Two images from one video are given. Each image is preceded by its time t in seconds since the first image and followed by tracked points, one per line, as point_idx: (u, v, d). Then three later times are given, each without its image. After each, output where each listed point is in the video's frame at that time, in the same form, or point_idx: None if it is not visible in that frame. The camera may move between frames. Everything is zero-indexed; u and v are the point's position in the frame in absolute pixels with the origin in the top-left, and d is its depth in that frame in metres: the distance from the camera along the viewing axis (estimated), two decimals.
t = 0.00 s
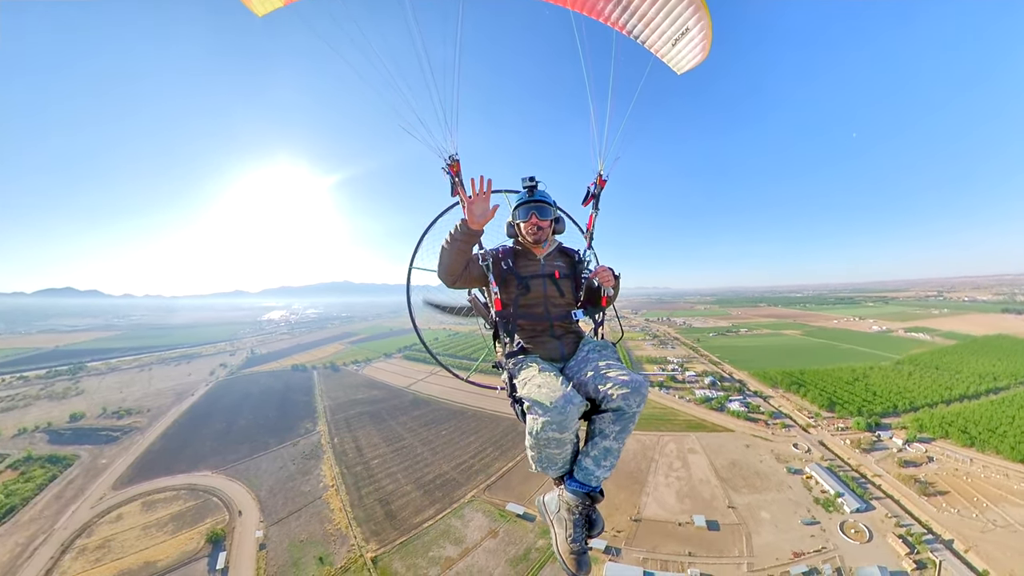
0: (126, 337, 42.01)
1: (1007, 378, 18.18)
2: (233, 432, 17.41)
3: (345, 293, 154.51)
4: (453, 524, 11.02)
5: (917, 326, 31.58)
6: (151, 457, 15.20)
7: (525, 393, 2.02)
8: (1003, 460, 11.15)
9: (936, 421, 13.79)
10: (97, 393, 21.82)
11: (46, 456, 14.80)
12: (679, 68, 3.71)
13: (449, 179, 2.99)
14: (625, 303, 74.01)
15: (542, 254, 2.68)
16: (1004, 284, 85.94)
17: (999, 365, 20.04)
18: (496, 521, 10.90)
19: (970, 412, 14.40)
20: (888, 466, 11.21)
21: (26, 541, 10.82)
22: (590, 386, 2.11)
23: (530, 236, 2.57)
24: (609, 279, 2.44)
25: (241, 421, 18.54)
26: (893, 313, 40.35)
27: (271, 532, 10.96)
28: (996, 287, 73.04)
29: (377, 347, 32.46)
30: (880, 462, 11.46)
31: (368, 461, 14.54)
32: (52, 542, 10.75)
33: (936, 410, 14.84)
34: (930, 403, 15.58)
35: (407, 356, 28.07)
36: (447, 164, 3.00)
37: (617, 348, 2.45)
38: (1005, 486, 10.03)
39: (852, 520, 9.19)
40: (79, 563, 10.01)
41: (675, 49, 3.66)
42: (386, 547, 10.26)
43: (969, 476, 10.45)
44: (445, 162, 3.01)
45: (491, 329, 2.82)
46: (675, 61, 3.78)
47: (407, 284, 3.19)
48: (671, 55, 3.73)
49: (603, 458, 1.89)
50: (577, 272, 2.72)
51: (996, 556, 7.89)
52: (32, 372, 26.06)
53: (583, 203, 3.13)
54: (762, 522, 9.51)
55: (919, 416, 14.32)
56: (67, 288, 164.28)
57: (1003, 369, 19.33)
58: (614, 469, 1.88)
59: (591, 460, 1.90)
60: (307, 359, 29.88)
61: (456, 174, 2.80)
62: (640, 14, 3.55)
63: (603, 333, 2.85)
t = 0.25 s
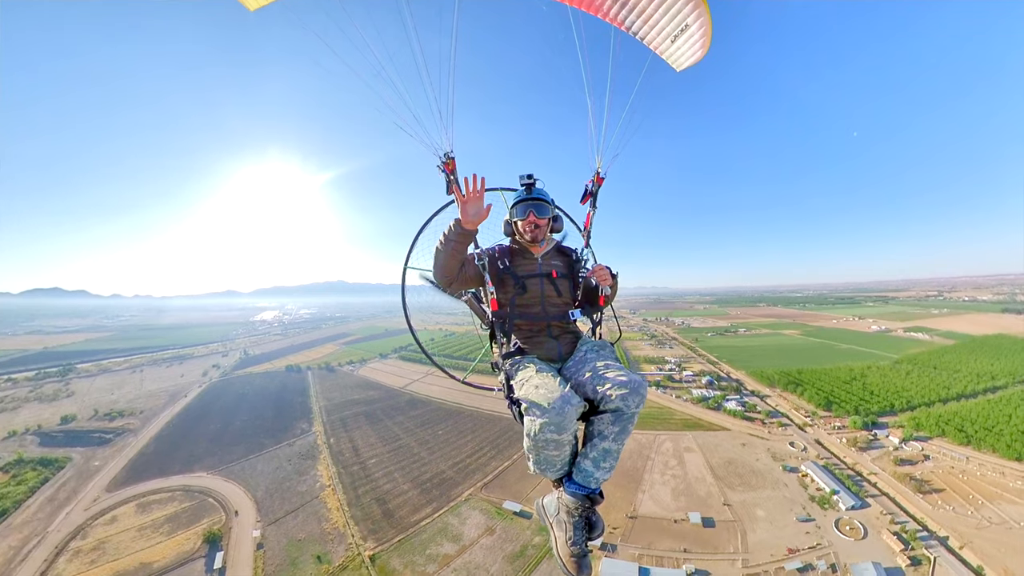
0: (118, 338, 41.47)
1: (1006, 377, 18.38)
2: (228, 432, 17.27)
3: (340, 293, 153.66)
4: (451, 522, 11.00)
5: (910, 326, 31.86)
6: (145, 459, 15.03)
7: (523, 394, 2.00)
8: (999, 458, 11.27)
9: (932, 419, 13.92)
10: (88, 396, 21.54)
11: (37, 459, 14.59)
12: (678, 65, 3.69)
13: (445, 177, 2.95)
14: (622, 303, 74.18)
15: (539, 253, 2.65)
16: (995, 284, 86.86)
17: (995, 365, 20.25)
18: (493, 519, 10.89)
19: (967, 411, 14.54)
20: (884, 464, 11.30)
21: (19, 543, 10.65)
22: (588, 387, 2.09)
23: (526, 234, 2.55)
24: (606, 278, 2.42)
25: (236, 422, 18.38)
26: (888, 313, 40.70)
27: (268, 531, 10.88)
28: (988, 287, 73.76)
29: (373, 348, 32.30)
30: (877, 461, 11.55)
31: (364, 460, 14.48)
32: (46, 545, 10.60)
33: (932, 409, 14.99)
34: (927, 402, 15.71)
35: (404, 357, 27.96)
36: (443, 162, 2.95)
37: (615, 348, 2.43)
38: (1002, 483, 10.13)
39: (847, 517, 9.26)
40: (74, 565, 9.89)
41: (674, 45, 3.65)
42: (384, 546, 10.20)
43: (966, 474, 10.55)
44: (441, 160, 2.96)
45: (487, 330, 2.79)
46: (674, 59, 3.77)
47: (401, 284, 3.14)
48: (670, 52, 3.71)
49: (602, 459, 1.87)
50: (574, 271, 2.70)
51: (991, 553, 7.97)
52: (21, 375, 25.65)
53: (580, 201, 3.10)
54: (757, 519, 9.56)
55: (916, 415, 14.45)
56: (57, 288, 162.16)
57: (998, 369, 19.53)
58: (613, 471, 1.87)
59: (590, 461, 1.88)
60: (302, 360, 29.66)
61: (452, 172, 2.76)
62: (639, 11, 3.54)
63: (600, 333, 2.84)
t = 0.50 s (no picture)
0: (110, 340, 41.04)
1: (1004, 376, 18.55)
2: (224, 434, 17.14)
3: (335, 293, 152.82)
4: (448, 520, 10.98)
5: (905, 326, 32.13)
6: (140, 461, 14.89)
7: (520, 397, 1.98)
8: (995, 456, 11.38)
9: (929, 418, 14.04)
10: (80, 398, 21.30)
11: (30, 462, 14.42)
12: (677, 64, 3.67)
13: (441, 177, 2.93)
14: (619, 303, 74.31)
15: (537, 255, 2.63)
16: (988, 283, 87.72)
17: (992, 364, 20.42)
18: (490, 517, 10.89)
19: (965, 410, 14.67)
20: (880, 463, 11.38)
21: (13, 547, 10.52)
22: (586, 389, 2.08)
23: (524, 236, 2.52)
24: (604, 279, 2.40)
25: (232, 423, 18.24)
26: (884, 313, 40.97)
27: (266, 531, 10.81)
28: (981, 287, 74.40)
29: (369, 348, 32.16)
30: (873, 459, 11.63)
31: (362, 460, 14.42)
32: (42, 548, 10.49)
33: (930, 408, 15.12)
34: (925, 402, 15.84)
35: (400, 357, 27.88)
36: (439, 161, 2.94)
37: (612, 350, 2.42)
38: (997, 481, 10.22)
39: (842, 515, 9.33)
40: (70, 568, 9.79)
41: (672, 43, 3.63)
42: (382, 543, 10.17)
43: (961, 472, 10.65)
44: (437, 159, 2.94)
45: (484, 331, 2.76)
46: (673, 57, 3.74)
47: (396, 285, 3.10)
48: (668, 50, 3.69)
49: (601, 462, 1.86)
50: (571, 273, 2.68)
51: (986, 550, 8.04)
52: (12, 377, 25.33)
53: (578, 201, 3.09)
54: (753, 517, 9.61)
55: (913, 414, 14.56)
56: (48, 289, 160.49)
57: (995, 368, 19.70)
58: (613, 473, 1.85)
59: (589, 464, 1.87)
60: (297, 360, 29.47)
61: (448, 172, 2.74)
62: (638, 8, 3.52)
63: (598, 335, 2.82)
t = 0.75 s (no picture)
0: (104, 341, 40.67)
1: (1004, 376, 18.69)
2: (221, 433, 17.04)
3: (332, 293, 152.15)
4: (446, 516, 10.99)
5: (901, 327, 32.37)
6: (137, 460, 14.79)
7: (519, 398, 1.96)
8: (993, 456, 11.47)
9: (928, 417, 14.13)
10: (73, 399, 21.10)
11: (25, 463, 14.29)
12: (678, 60, 3.65)
13: (437, 175, 2.90)
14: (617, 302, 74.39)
15: (534, 253, 2.61)
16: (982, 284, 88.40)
17: (992, 364, 20.51)
18: (488, 513, 10.90)
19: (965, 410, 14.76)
20: (877, 462, 11.45)
21: (10, 547, 10.43)
22: (586, 388, 2.06)
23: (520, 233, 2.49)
24: (602, 277, 2.38)
25: (229, 423, 18.14)
26: (881, 313, 41.20)
27: (265, 529, 10.77)
28: (976, 287, 74.89)
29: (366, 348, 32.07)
30: (869, 458, 11.71)
31: (360, 458, 14.40)
32: (40, 547, 10.41)
33: (929, 408, 15.21)
34: (924, 402, 15.94)
35: (398, 357, 27.81)
36: (435, 159, 2.91)
37: (612, 349, 2.40)
38: (994, 480, 10.29)
39: (837, 512, 9.39)
40: (69, 567, 9.69)
41: (674, 40, 3.61)
42: (381, 540, 10.15)
43: (958, 471, 10.71)
44: (433, 157, 2.92)
45: (482, 331, 2.74)
46: (674, 54, 3.74)
47: (392, 285, 3.07)
48: (668, 46, 3.68)
49: (601, 463, 1.85)
50: (569, 271, 2.66)
51: (981, 548, 8.09)
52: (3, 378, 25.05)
53: (576, 199, 3.06)
54: (749, 513, 9.66)
55: (911, 414, 14.65)
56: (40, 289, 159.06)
57: (996, 368, 19.80)
58: (613, 474, 1.84)
59: (590, 465, 1.85)
60: (294, 360, 29.32)
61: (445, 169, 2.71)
62: (638, 5, 3.51)
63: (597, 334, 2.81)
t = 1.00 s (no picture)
0: (100, 341, 40.41)
1: (1002, 376, 18.79)
2: (220, 433, 16.99)
3: (329, 292, 151.71)
4: (445, 513, 11.00)
5: (898, 327, 32.52)
6: (136, 460, 14.74)
7: (517, 398, 1.94)
8: (992, 455, 11.54)
9: (927, 416, 14.20)
10: (70, 400, 21.00)
11: (23, 463, 14.23)
12: (678, 56, 3.63)
13: (433, 172, 2.87)
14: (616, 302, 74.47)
15: (532, 251, 2.60)
16: (979, 283, 88.87)
17: (994, 364, 20.58)
18: (487, 510, 10.91)
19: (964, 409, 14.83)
20: (875, 460, 11.51)
21: (10, 547, 10.38)
22: (584, 389, 2.05)
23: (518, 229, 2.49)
24: (600, 276, 2.38)
25: (227, 423, 18.09)
26: (878, 313, 41.38)
27: (266, 526, 10.76)
28: (973, 287, 75.18)
29: (365, 348, 32.02)
30: (867, 456, 11.77)
31: (359, 457, 14.39)
32: (40, 547, 10.35)
33: (928, 407, 15.28)
34: (924, 401, 16.01)
35: (397, 356, 27.78)
36: (431, 157, 2.88)
37: (610, 349, 2.39)
38: (991, 479, 10.34)
39: (834, 510, 9.45)
40: (69, 566, 9.64)
41: (675, 36, 3.59)
42: (380, 537, 10.16)
43: (956, 470, 10.77)
44: (429, 155, 2.88)
45: (478, 330, 2.72)
46: (675, 50, 3.72)
47: (388, 283, 3.03)
48: (669, 42, 3.66)
49: (600, 464, 1.83)
50: (567, 270, 2.65)
51: (977, 545, 8.14)
52: None
53: (574, 197, 3.05)
54: (745, 510, 9.72)
55: (909, 413, 14.72)
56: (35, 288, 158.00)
57: (998, 368, 19.88)
58: (612, 475, 1.82)
59: (588, 466, 1.83)
60: (292, 360, 29.23)
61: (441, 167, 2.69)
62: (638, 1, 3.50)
63: (595, 334, 2.79)
